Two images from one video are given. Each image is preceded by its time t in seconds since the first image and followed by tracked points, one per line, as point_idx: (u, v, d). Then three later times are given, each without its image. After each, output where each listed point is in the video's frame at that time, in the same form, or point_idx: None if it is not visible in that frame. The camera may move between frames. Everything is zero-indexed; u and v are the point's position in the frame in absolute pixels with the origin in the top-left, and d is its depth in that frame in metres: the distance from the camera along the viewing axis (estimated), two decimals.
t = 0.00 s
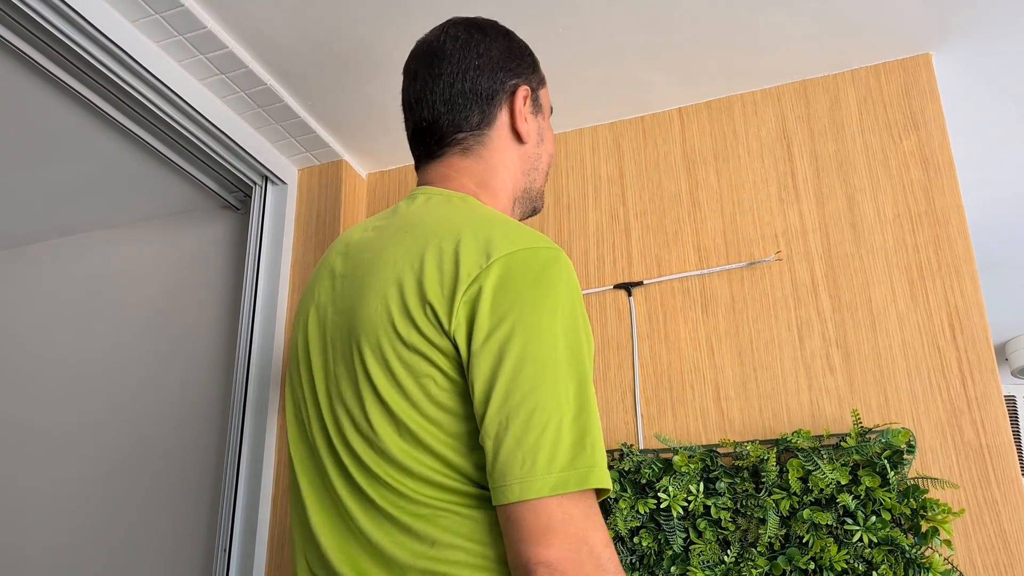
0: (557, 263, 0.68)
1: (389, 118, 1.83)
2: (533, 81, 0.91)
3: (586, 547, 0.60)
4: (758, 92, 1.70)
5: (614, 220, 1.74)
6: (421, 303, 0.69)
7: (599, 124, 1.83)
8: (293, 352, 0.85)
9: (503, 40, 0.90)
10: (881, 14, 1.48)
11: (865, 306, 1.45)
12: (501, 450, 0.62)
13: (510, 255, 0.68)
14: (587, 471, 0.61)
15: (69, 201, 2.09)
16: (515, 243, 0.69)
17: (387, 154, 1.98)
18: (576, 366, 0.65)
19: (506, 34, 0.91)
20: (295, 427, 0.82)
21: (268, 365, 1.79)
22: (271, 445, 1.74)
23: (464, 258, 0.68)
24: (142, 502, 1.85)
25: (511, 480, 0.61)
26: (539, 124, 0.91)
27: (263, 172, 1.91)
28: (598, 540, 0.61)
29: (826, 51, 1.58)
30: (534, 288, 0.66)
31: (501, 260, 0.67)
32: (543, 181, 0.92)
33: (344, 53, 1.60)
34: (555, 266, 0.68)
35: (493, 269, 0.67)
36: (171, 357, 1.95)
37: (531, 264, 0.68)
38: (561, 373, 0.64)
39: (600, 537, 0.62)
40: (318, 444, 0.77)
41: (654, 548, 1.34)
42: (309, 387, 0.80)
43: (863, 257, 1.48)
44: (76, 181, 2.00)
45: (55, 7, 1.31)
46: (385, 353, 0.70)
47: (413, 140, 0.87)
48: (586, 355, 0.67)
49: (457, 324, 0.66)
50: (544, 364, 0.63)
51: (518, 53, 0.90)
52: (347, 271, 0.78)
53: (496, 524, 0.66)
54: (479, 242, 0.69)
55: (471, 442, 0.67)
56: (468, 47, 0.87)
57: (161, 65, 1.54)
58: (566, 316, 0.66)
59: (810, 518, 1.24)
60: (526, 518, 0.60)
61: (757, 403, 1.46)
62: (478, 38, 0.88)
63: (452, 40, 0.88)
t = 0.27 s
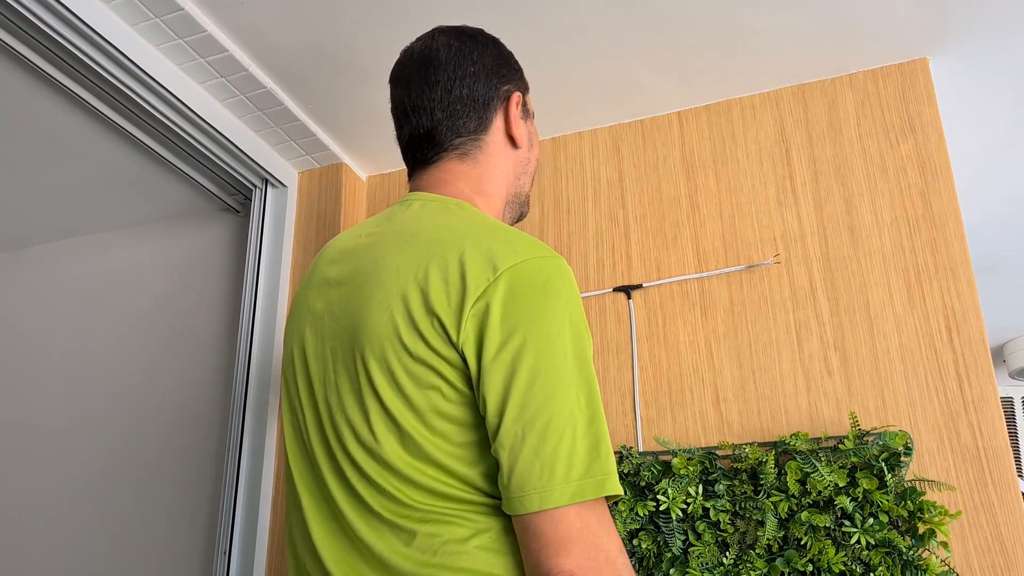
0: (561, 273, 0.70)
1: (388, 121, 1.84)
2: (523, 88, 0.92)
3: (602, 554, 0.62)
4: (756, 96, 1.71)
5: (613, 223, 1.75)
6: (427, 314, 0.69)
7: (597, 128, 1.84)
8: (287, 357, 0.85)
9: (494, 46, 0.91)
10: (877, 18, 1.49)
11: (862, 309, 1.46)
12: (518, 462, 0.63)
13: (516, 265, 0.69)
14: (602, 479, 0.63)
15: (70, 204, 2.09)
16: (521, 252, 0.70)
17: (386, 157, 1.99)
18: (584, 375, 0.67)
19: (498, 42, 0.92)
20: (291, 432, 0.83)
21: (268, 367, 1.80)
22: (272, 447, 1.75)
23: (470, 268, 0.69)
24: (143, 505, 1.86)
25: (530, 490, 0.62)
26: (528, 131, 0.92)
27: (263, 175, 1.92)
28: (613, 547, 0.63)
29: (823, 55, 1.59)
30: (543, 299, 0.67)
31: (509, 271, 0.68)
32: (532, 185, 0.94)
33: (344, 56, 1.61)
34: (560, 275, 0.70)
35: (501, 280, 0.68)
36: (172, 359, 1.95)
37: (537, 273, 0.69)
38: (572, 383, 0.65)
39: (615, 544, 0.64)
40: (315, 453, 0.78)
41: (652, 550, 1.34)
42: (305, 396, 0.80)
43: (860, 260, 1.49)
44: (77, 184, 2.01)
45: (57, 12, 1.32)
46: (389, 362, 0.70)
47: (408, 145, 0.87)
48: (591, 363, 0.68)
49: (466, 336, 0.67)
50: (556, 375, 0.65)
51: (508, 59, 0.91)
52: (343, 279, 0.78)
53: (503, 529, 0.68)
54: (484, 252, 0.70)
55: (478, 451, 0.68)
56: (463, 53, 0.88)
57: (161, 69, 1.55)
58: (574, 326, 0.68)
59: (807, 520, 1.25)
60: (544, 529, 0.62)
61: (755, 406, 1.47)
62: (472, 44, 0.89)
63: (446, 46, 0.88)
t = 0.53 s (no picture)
0: (542, 270, 0.70)
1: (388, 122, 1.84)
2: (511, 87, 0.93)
3: (588, 553, 0.62)
4: (756, 97, 1.71)
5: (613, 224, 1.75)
6: (408, 318, 0.69)
7: (597, 129, 1.84)
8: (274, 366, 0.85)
9: (482, 42, 0.92)
10: (876, 19, 1.49)
11: (862, 310, 1.46)
12: (499, 463, 0.63)
13: (496, 265, 0.69)
14: (585, 477, 0.63)
15: (70, 205, 2.09)
16: (501, 251, 0.70)
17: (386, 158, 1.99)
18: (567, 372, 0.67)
19: (489, 40, 0.93)
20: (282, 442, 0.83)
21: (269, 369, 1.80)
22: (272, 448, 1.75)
23: (449, 270, 0.69)
24: (143, 506, 1.86)
25: (511, 491, 0.62)
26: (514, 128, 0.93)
27: (263, 176, 1.92)
28: (600, 546, 0.63)
29: (823, 56, 1.59)
30: (522, 297, 0.67)
31: (488, 271, 0.69)
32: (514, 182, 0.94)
33: (344, 58, 1.61)
34: (540, 272, 0.70)
35: (481, 281, 0.68)
36: (172, 361, 1.95)
37: (517, 272, 0.69)
38: (554, 381, 0.65)
39: (602, 544, 0.64)
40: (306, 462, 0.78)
41: (653, 551, 1.35)
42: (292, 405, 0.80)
43: (860, 261, 1.49)
44: (78, 185, 2.01)
45: (56, 14, 1.33)
46: (373, 368, 0.71)
47: (395, 133, 0.86)
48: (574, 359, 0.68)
49: (445, 338, 0.67)
50: (537, 373, 0.65)
51: (496, 56, 0.92)
52: (326, 284, 0.79)
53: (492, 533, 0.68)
54: (464, 253, 0.70)
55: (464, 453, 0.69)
56: (454, 44, 0.88)
57: (161, 71, 1.55)
58: (556, 323, 0.68)
59: (807, 521, 1.25)
60: (529, 528, 0.62)
61: (755, 407, 1.47)
62: (462, 37, 0.89)
63: (437, 36, 0.88)
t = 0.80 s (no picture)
0: (512, 263, 0.69)
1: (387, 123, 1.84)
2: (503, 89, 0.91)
3: (547, 544, 0.60)
4: (754, 98, 1.72)
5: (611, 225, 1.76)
6: (381, 316, 0.69)
7: (596, 131, 1.85)
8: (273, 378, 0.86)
9: (480, 42, 0.89)
10: (874, 21, 1.50)
11: (860, 311, 1.46)
12: (457, 453, 0.62)
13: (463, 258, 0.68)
14: (543, 467, 0.61)
15: (70, 207, 2.10)
16: (470, 246, 0.70)
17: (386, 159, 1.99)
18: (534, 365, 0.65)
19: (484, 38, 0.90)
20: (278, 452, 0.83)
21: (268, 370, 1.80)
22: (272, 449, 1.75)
23: (419, 267, 0.69)
24: (142, 508, 1.86)
25: (465, 481, 0.60)
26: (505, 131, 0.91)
27: (262, 178, 1.93)
28: (560, 535, 0.61)
29: (821, 57, 1.60)
30: (487, 289, 0.66)
31: (455, 265, 0.68)
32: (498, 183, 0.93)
33: (342, 59, 1.62)
34: (509, 266, 0.69)
35: (447, 274, 0.68)
36: (171, 362, 1.96)
37: (485, 265, 0.68)
38: (518, 373, 0.64)
39: (562, 533, 0.61)
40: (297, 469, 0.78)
41: (651, 551, 1.35)
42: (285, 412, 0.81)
43: (858, 261, 1.50)
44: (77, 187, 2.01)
45: (54, 16, 1.33)
46: (351, 368, 0.71)
47: (389, 128, 0.84)
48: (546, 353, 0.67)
49: (413, 333, 0.67)
50: (499, 364, 0.63)
51: (492, 57, 0.90)
52: (314, 291, 0.80)
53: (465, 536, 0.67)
54: (436, 249, 0.70)
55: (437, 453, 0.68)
56: (455, 44, 0.86)
57: (159, 73, 1.56)
58: (524, 315, 0.66)
59: (805, 521, 1.26)
60: (484, 517, 0.60)
61: (754, 407, 1.48)
62: (463, 37, 0.87)
63: (438, 35, 0.85)
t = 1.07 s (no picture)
0: (495, 254, 0.69)
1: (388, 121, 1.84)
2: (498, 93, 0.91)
3: (519, 529, 0.59)
4: (756, 95, 1.71)
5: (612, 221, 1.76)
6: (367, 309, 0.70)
7: (597, 127, 1.84)
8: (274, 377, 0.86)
9: (472, 48, 0.89)
10: (876, 17, 1.49)
11: (862, 306, 1.46)
12: (433, 441, 0.62)
13: (447, 250, 0.69)
14: (517, 455, 0.61)
15: (71, 204, 2.10)
16: (455, 238, 0.70)
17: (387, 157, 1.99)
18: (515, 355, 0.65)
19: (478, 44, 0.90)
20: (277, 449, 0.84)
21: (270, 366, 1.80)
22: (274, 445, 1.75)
23: (404, 259, 0.69)
24: (144, 505, 1.86)
25: (440, 467, 0.61)
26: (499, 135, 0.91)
27: (263, 176, 1.93)
28: (532, 521, 0.60)
29: (823, 53, 1.59)
30: (469, 279, 0.66)
31: (438, 256, 0.68)
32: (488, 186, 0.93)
33: (344, 56, 1.61)
34: (493, 257, 0.69)
35: (429, 265, 0.68)
36: (173, 360, 1.96)
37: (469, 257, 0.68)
38: (498, 363, 0.64)
39: (536, 519, 0.61)
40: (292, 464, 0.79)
41: (653, 546, 1.35)
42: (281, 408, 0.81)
43: (860, 257, 1.50)
44: (78, 184, 2.01)
45: (56, 12, 1.33)
46: (339, 361, 0.71)
47: (382, 133, 0.84)
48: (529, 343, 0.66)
49: (397, 324, 0.67)
50: (478, 353, 0.63)
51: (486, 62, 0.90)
52: (309, 289, 0.80)
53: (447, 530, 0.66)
54: (421, 242, 0.70)
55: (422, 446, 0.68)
56: (447, 50, 0.85)
57: (161, 70, 1.56)
58: (506, 305, 0.66)
59: (807, 516, 1.25)
60: (457, 503, 0.60)
61: (755, 403, 1.47)
62: (456, 43, 0.86)
63: (431, 41, 0.85)
